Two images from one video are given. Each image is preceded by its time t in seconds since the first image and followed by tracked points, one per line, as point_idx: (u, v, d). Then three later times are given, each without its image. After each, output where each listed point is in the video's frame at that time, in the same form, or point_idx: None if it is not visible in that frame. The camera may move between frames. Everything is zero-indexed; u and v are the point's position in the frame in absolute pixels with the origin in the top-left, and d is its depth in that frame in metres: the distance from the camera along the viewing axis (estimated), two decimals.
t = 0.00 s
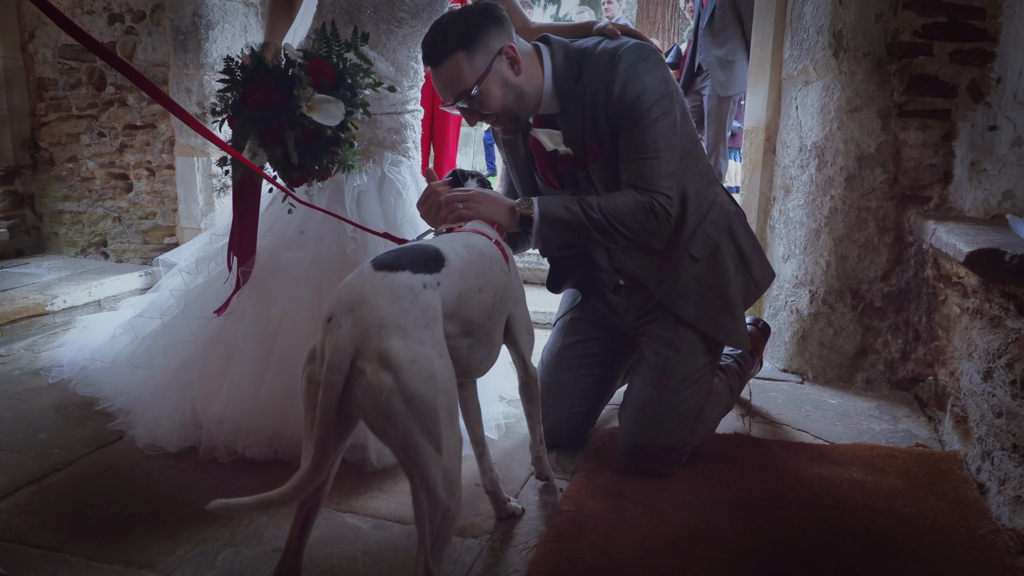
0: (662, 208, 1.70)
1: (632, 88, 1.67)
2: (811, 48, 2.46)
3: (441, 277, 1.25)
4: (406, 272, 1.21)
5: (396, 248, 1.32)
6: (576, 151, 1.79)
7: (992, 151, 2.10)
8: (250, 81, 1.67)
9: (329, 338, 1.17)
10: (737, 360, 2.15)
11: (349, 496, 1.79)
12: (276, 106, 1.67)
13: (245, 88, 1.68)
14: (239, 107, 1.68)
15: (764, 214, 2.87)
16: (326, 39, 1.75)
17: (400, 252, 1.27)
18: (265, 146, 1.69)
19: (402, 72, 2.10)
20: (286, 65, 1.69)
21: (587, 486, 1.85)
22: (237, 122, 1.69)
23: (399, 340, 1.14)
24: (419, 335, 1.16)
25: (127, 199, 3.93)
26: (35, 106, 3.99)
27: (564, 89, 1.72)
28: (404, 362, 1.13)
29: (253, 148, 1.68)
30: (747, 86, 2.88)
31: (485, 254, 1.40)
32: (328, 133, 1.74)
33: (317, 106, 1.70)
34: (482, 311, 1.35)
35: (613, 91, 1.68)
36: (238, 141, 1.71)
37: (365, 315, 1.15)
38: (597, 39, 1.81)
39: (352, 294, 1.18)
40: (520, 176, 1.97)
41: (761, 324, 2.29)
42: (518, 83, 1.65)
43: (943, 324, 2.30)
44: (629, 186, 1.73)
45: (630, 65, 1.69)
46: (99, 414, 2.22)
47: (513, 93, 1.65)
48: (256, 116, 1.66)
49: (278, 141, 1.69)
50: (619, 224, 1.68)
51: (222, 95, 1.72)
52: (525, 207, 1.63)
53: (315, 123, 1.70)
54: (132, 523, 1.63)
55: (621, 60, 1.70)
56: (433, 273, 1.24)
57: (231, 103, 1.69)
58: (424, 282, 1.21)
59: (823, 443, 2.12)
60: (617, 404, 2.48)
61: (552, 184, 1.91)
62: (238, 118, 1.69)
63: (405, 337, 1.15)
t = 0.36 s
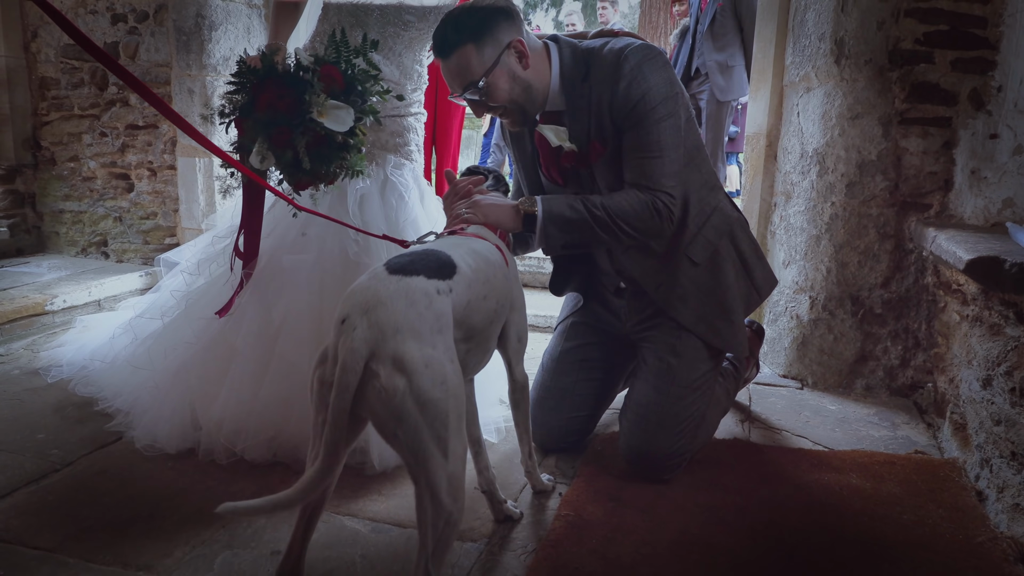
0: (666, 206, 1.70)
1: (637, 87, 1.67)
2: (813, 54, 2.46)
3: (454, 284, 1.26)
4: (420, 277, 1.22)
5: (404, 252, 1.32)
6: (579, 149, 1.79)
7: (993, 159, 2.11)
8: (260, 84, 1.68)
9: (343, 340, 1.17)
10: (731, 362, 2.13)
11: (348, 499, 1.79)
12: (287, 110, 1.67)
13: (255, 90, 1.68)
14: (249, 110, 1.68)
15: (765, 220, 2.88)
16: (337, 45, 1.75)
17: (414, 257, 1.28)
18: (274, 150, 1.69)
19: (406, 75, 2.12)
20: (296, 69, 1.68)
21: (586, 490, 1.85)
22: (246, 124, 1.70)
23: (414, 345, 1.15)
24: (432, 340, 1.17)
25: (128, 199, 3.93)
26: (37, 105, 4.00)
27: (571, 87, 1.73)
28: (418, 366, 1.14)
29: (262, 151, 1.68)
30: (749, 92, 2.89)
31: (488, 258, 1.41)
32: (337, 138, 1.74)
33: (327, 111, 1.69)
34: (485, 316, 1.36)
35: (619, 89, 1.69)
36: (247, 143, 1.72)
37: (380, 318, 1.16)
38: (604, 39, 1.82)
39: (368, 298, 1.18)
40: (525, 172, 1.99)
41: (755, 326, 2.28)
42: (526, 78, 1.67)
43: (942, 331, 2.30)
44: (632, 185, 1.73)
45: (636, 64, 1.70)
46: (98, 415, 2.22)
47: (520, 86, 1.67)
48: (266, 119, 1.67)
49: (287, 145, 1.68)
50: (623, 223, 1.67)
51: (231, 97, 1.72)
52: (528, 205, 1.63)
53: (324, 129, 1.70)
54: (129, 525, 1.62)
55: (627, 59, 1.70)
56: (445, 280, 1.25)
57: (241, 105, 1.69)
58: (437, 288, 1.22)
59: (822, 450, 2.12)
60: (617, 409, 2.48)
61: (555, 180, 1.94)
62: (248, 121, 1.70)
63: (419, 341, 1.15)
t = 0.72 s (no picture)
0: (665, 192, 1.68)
1: (634, 78, 1.68)
2: (813, 57, 2.47)
3: (455, 291, 1.26)
4: (421, 283, 1.22)
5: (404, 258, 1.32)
6: (576, 138, 1.78)
7: (991, 161, 2.11)
8: (262, 89, 1.69)
9: (343, 345, 1.17)
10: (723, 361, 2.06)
11: (348, 502, 1.79)
12: (288, 116, 1.68)
13: (256, 96, 1.70)
14: (249, 115, 1.70)
15: (764, 222, 2.88)
16: (338, 51, 1.76)
17: (414, 263, 1.28)
18: (275, 154, 1.71)
19: (407, 76, 2.12)
20: (297, 74, 1.69)
21: (586, 493, 1.85)
22: (247, 130, 1.71)
23: (414, 350, 1.15)
24: (432, 346, 1.17)
25: (128, 202, 3.93)
26: (36, 108, 3.99)
27: (571, 81, 1.75)
28: (418, 372, 1.14)
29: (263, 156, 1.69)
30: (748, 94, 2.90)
31: (487, 260, 1.41)
32: (338, 144, 1.73)
33: (329, 117, 1.69)
34: (486, 321, 1.37)
35: (616, 79, 1.71)
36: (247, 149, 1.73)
37: (381, 323, 1.16)
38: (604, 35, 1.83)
39: (367, 303, 1.18)
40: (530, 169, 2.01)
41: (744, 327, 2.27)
42: (528, 76, 1.70)
43: (941, 332, 2.30)
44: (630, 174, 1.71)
45: (632, 55, 1.70)
46: (98, 419, 2.22)
47: (524, 85, 1.71)
48: (267, 125, 1.68)
49: (288, 150, 1.70)
50: (627, 215, 1.66)
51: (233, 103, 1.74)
52: (529, 207, 1.61)
53: (325, 134, 1.70)
54: (129, 529, 1.62)
55: (623, 50, 1.71)
56: (445, 285, 1.25)
57: (242, 110, 1.71)
58: (438, 294, 1.22)
59: (822, 452, 2.12)
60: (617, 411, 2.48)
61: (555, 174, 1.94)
62: (249, 126, 1.71)
63: (419, 347, 1.16)
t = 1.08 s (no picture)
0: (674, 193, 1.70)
1: (641, 75, 1.71)
2: (809, 60, 2.47)
3: (446, 292, 1.26)
4: (412, 285, 1.22)
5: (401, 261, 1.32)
6: (582, 131, 1.81)
7: (987, 163, 2.12)
8: (258, 94, 1.70)
9: (334, 351, 1.17)
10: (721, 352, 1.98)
11: (346, 507, 1.79)
12: (286, 119, 1.69)
13: (253, 100, 1.71)
14: (248, 120, 1.71)
15: (762, 224, 2.89)
16: (332, 52, 1.75)
17: (406, 265, 1.28)
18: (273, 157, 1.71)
19: (405, 78, 2.12)
20: (293, 78, 1.70)
21: (584, 497, 1.85)
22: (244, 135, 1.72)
23: (406, 354, 1.15)
24: (425, 349, 1.17)
25: (125, 206, 3.92)
26: (34, 112, 3.99)
27: (579, 76, 1.76)
28: (410, 375, 1.14)
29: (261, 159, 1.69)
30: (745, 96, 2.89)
31: (484, 262, 1.41)
32: (336, 145, 1.74)
33: (325, 118, 1.69)
34: (484, 324, 1.37)
35: (623, 75, 1.74)
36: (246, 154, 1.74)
37: (372, 327, 1.16)
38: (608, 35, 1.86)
39: (359, 306, 1.18)
40: (532, 165, 2.03)
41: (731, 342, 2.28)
42: (535, 76, 1.72)
43: (939, 335, 2.31)
44: (643, 173, 1.73)
45: (637, 52, 1.74)
46: (95, 424, 2.22)
47: (531, 86, 1.73)
48: (265, 128, 1.68)
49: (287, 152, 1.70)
50: (638, 220, 1.70)
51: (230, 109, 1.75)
52: (547, 229, 1.67)
53: (323, 135, 1.70)
54: (126, 535, 1.62)
55: (629, 47, 1.75)
56: (438, 287, 1.25)
57: (239, 116, 1.72)
58: (430, 296, 1.22)
59: (821, 454, 2.12)
60: (616, 414, 2.48)
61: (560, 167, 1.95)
62: (248, 131, 1.72)
63: (411, 350, 1.15)
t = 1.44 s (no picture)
0: (681, 193, 1.71)
1: (652, 77, 1.73)
2: (805, 64, 2.47)
3: (446, 297, 1.26)
4: (412, 290, 1.22)
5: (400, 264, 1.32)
6: (591, 128, 1.80)
7: (983, 168, 2.13)
8: (254, 93, 1.69)
9: (334, 353, 1.17)
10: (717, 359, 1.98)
11: (343, 510, 1.78)
12: (282, 118, 1.68)
13: (248, 99, 1.70)
14: (243, 119, 1.70)
15: (759, 228, 2.90)
16: (328, 54, 1.76)
17: (406, 269, 1.28)
18: (269, 157, 1.70)
19: (396, 85, 2.13)
20: (289, 77, 1.68)
21: (581, 500, 1.85)
22: (240, 134, 1.71)
23: (405, 357, 1.15)
24: (423, 352, 1.17)
25: (122, 209, 3.92)
26: (31, 115, 4.00)
27: (590, 74, 1.78)
28: (408, 378, 1.14)
29: (256, 159, 1.69)
30: (742, 100, 2.89)
31: (484, 265, 1.41)
32: (332, 144, 1.74)
33: (321, 117, 1.68)
34: (483, 326, 1.37)
35: (634, 76, 1.75)
36: (242, 153, 1.74)
37: (372, 330, 1.16)
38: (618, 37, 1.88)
39: (359, 310, 1.18)
40: (537, 160, 2.04)
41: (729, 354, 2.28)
42: (544, 73, 1.75)
43: (936, 338, 2.31)
44: (648, 171, 1.74)
45: (649, 53, 1.75)
46: (91, 427, 2.21)
47: (541, 82, 1.76)
48: (261, 127, 1.68)
49: (283, 152, 1.69)
50: (639, 215, 1.73)
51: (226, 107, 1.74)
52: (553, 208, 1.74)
53: (319, 135, 1.70)
54: (122, 538, 1.61)
55: (641, 48, 1.76)
56: (437, 291, 1.25)
57: (235, 115, 1.71)
58: (429, 300, 1.22)
59: (817, 458, 2.12)
60: (613, 417, 2.48)
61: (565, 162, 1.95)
62: (243, 130, 1.72)
63: (410, 353, 1.15)
